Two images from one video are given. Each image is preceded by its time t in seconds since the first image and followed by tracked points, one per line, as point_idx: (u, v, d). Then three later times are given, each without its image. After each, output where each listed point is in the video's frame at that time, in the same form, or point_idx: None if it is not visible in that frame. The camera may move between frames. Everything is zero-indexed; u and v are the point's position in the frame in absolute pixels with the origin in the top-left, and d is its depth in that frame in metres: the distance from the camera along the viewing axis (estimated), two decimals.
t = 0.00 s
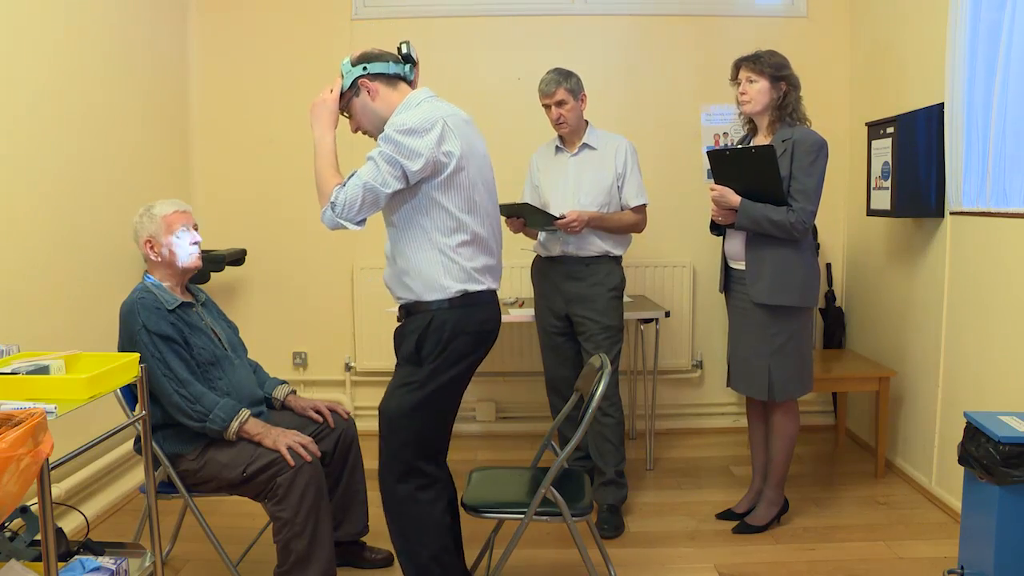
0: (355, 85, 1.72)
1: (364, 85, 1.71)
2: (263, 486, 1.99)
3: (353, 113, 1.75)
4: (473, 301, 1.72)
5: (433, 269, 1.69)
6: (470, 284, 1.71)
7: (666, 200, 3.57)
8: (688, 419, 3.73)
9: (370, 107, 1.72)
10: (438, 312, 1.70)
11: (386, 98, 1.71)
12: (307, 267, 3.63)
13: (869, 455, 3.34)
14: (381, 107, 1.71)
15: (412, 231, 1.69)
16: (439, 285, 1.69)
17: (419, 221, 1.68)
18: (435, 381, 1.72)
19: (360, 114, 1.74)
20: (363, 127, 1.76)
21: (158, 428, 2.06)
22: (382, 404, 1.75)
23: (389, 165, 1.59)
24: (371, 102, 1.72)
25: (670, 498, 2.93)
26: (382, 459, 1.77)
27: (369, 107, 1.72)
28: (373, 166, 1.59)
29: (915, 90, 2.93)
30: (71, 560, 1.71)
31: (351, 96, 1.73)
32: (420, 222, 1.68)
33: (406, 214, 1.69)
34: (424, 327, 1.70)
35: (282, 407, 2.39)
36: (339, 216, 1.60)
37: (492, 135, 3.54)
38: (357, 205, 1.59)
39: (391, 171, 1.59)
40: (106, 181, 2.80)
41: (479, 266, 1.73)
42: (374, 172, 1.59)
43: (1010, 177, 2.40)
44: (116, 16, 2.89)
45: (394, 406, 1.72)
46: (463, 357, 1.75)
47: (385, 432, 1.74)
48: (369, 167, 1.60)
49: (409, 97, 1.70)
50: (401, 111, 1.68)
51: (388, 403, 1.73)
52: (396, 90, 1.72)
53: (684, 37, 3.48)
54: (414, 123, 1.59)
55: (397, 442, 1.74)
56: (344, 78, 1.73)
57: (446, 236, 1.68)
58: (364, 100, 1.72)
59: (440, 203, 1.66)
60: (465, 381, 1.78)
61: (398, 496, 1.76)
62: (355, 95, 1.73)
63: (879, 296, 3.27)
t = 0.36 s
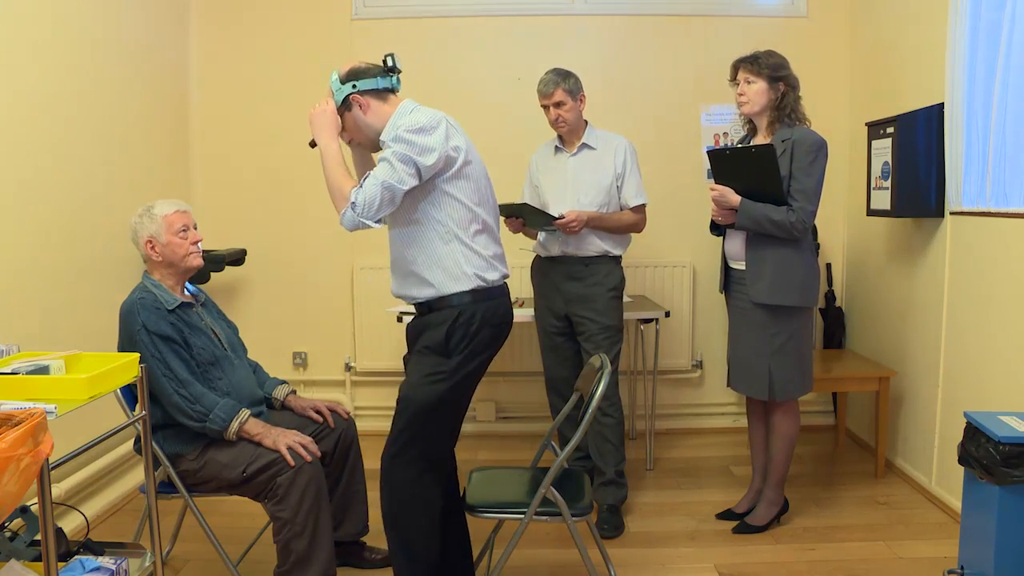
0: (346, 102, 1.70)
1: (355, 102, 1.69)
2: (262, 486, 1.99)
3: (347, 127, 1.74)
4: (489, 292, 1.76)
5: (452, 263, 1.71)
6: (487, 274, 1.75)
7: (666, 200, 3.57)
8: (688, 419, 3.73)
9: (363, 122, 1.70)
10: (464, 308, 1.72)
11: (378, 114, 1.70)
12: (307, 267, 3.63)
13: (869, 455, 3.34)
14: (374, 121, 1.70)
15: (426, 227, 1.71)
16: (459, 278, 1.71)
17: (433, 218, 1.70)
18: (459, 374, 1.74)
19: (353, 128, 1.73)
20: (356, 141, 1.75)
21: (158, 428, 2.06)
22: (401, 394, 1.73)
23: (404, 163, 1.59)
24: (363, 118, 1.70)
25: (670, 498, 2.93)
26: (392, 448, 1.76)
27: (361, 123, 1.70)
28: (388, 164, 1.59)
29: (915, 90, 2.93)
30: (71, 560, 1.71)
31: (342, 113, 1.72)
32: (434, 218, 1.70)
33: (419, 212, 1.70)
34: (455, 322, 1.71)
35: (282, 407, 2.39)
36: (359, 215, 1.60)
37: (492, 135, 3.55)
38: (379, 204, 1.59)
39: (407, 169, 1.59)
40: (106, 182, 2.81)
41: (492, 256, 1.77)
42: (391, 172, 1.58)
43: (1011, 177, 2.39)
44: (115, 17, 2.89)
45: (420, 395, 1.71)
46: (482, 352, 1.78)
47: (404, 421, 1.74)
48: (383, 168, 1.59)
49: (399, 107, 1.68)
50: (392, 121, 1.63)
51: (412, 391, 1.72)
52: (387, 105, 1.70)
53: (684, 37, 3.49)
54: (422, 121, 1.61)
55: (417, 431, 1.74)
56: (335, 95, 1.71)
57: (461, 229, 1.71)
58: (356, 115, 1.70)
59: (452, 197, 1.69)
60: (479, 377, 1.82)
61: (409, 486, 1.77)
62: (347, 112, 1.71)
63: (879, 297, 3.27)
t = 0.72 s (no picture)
0: (325, 126, 1.69)
1: (336, 125, 1.69)
2: (262, 486, 1.99)
3: (328, 152, 1.72)
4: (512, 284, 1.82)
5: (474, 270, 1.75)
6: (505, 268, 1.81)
7: (666, 199, 3.57)
8: (688, 419, 3.73)
9: (344, 143, 1.69)
10: (473, 317, 1.75)
11: (359, 137, 1.69)
12: (307, 267, 3.63)
13: (869, 455, 3.34)
14: (356, 141, 1.69)
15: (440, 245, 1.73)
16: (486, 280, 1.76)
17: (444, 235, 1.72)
18: (470, 385, 1.77)
19: (333, 153, 1.72)
20: (337, 163, 1.73)
21: (158, 428, 2.07)
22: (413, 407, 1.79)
23: (412, 189, 1.60)
24: (345, 141, 1.69)
25: (670, 498, 2.93)
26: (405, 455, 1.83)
27: (342, 146, 1.70)
28: (401, 196, 1.59)
29: (915, 90, 2.93)
30: (71, 560, 1.71)
31: (322, 138, 1.71)
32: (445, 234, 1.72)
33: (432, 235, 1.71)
34: (463, 329, 1.74)
35: (282, 407, 2.39)
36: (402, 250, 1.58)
37: (492, 136, 3.55)
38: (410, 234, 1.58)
39: (416, 194, 1.60)
40: (106, 182, 2.81)
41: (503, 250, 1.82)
42: (404, 201, 1.59)
43: (1011, 177, 2.39)
44: (116, 17, 2.89)
45: (430, 406, 1.76)
46: (494, 360, 1.80)
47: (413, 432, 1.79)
48: (394, 201, 1.59)
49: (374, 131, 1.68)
50: (371, 149, 1.66)
51: (421, 403, 1.77)
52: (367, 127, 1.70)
53: (684, 37, 3.48)
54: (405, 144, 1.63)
55: (428, 442, 1.79)
56: (313, 121, 1.71)
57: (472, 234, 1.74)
58: (337, 139, 1.69)
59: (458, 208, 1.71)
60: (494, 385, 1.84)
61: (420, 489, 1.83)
62: (327, 135, 1.70)
63: (879, 297, 3.27)
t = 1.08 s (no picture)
0: (327, 191, 1.74)
1: (336, 197, 1.73)
2: (262, 486, 1.99)
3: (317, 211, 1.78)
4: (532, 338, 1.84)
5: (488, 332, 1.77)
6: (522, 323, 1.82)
7: (665, 199, 3.57)
8: (688, 419, 3.73)
9: (335, 215, 1.74)
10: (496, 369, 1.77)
11: (353, 216, 1.75)
12: (307, 267, 3.63)
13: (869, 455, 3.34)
14: (347, 219, 1.75)
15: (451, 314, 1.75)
16: (502, 341, 1.78)
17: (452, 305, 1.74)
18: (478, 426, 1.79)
19: (322, 215, 1.77)
20: (320, 224, 1.78)
21: (158, 428, 2.06)
22: (414, 425, 1.81)
23: (406, 271, 1.61)
24: (337, 213, 1.74)
25: (669, 499, 2.93)
26: (388, 461, 1.82)
27: (332, 216, 1.75)
28: (399, 279, 1.60)
29: (915, 90, 2.93)
30: (71, 560, 1.71)
31: (320, 198, 1.75)
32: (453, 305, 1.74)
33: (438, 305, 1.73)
34: (479, 383, 1.76)
35: (281, 407, 2.39)
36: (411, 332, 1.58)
37: (492, 135, 3.54)
38: (415, 315, 1.59)
39: (412, 273, 1.61)
40: (106, 182, 2.81)
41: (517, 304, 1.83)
42: (402, 282, 1.60)
43: (1011, 177, 2.40)
44: (116, 17, 2.89)
45: (431, 431, 1.78)
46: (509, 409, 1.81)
47: (408, 448, 1.80)
48: (393, 286, 1.61)
49: (369, 211, 1.72)
50: (360, 234, 1.68)
51: (427, 422, 1.80)
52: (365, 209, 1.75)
53: (684, 38, 3.48)
54: (390, 230, 1.64)
55: (427, 464, 1.81)
56: (318, 180, 1.75)
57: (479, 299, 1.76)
58: (330, 206, 1.74)
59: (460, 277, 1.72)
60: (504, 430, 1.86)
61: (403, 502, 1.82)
62: (324, 200, 1.75)
63: (879, 297, 3.27)
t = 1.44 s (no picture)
0: (361, 257, 1.76)
1: (371, 266, 1.76)
2: (263, 485, 1.99)
3: (348, 272, 1.80)
4: (538, 428, 1.86)
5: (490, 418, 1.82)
6: (531, 414, 1.84)
7: (666, 199, 3.56)
8: (688, 419, 3.73)
9: (366, 281, 1.77)
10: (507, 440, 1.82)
11: (384, 286, 1.79)
12: (307, 266, 3.63)
13: (869, 456, 3.34)
14: (376, 287, 1.78)
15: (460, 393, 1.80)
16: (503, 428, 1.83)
17: (462, 386, 1.79)
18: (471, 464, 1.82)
19: (353, 279, 1.79)
20: (347, 284, 1.81)
21: (158, 428, 2.06)
22: (425, 459, 1.84)
23: (415, 363, 1.65)
24: (370, 281, 1.78)
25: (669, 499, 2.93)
26: (387, 480, 1.85)
27: (364, 283, 1.78)
28: (406, 370, 1.65)
29: (915, 90, 2.93)
30: (71, 560, 1.71)
31: (353, 261, 1.77)
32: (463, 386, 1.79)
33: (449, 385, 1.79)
34: (492, 455, 1.81)
35: (281, 407, 2.39)
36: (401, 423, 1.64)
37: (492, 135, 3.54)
38: (411, 408, 1.64)
39: (420, 365, 1.65)
40: (106, 181, 2.81)
41: (532, 393, 1.86)
42: (408, 373, 1.65)
43: (1011, 177, 2.40)
44: (115, 16, 2.89)
45: (439, 473, 1.82)
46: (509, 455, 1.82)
47: (414, 477, 1.83)
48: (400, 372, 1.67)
49: (397, 285, 1.77)
50: (388, 303, 1.76)
51: (438, 465, 1.83)
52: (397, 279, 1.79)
53: (684, 38, 3.49)
54: (415, 316, 1.68)
55: (421, 491, 1.84)
56: (354, 245, 1.76)
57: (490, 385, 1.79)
58: (363, 273, 1.77)
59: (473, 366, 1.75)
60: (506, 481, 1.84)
61: (393, 521, 1.85)
62: (356, 264, 1.77)
63: (879, 297, 3.27)
